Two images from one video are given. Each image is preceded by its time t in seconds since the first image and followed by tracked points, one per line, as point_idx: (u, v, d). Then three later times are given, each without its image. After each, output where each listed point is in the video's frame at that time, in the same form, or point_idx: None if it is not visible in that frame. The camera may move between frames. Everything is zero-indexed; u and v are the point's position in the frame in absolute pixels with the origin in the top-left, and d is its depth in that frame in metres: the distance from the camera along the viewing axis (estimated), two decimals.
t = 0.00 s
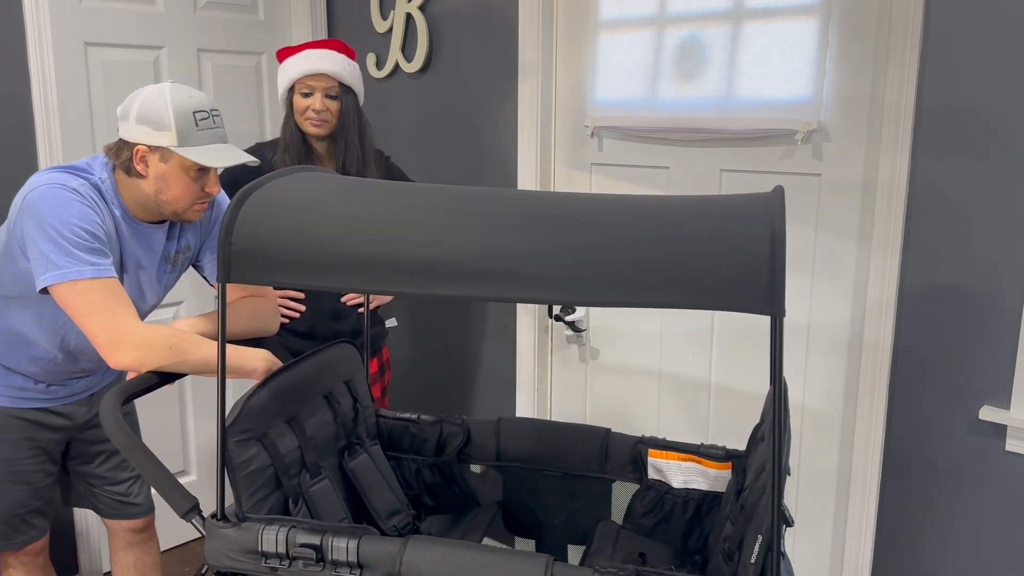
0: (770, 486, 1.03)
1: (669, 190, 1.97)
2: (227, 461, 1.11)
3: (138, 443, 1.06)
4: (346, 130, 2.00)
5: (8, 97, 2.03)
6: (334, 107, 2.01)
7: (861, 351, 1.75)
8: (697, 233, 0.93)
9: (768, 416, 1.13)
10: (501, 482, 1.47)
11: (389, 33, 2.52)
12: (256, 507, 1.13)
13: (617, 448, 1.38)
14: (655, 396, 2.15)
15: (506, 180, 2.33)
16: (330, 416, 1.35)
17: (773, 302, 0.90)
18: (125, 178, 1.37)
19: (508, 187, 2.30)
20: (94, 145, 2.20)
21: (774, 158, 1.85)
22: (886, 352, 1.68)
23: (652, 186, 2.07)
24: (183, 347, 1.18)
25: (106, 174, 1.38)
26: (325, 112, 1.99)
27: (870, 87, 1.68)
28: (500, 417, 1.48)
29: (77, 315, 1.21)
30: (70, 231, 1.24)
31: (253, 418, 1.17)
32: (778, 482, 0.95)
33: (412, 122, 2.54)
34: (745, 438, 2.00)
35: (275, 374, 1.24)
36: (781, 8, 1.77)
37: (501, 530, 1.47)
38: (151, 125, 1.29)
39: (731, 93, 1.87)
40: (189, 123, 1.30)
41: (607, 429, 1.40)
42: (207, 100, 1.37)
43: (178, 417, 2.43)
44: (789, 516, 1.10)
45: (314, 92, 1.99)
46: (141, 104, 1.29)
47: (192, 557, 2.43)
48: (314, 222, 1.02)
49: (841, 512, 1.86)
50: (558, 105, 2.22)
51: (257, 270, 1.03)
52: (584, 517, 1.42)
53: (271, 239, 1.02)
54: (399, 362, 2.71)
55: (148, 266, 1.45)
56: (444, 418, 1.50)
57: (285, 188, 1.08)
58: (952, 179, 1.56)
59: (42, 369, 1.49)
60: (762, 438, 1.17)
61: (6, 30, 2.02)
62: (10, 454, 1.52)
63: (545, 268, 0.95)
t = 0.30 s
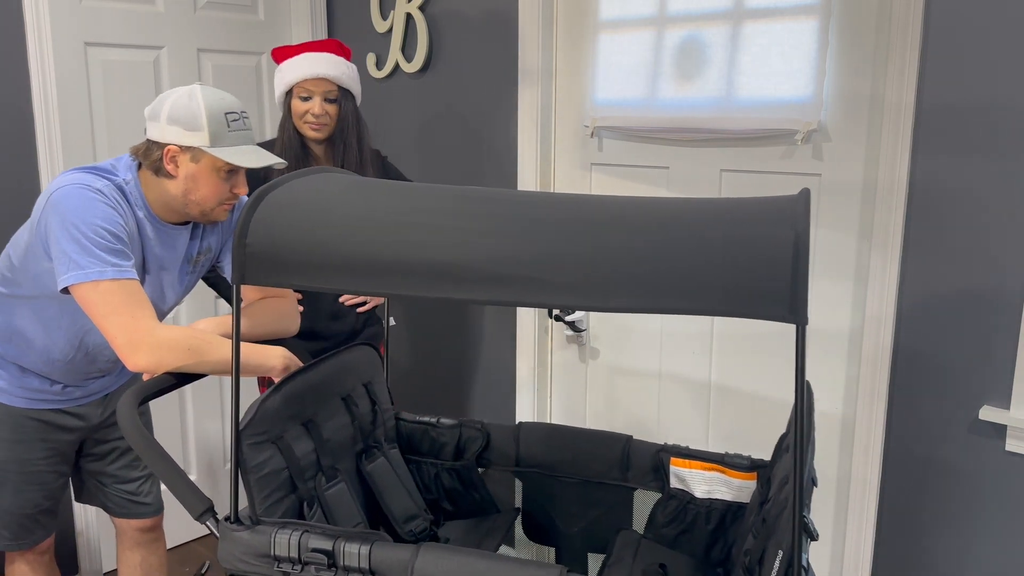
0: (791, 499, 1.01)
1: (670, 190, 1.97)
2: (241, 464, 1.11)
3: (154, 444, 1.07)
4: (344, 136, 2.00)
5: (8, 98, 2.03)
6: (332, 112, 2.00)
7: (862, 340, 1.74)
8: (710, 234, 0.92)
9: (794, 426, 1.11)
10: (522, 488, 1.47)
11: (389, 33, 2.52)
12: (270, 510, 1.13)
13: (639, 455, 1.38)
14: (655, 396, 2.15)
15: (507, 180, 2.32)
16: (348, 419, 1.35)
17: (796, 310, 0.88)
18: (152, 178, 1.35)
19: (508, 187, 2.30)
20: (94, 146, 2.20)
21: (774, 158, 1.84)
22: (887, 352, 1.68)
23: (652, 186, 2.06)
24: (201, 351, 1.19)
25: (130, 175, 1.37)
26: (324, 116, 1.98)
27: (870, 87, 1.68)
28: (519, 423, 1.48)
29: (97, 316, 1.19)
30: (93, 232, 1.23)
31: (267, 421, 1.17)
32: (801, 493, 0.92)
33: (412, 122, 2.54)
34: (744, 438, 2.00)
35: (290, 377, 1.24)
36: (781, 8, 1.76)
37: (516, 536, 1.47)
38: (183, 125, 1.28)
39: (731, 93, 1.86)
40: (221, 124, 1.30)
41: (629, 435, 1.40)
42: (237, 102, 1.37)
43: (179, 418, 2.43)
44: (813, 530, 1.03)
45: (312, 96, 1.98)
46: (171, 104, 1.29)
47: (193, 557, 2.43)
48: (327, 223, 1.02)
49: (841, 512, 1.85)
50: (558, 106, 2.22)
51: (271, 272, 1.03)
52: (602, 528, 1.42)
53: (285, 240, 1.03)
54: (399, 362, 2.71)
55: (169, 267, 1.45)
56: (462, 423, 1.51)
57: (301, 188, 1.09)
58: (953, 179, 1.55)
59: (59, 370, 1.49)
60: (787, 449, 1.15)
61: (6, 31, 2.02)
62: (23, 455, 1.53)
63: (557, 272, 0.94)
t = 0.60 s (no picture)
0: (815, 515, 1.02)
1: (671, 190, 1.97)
2: (256, 466, 1.11)
3: (171, 445, 1.07)
4: (343, 133, 2.00)
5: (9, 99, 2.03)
6: (332, 109, 2.00)
7: (860, 339, 1.73)
8: (723, 236, 0.91)
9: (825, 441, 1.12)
10: (541, 495, 1.48)
11: (389, 33, 2.51)
12: (285, 514, 1.13)
13: (662, 465, 1.37)
14: (654, 396, 2.14)
15: (507, 181, 2.32)
16: (366, 421, 1.35)
17: (821, 318, 0.85)
18: (191, 176, 1.34)
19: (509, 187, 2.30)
20: (94, 145, 2.20)
21: (774, 158, 1.84)
22: (887, 354, 1.67)
23: (653, 186, 2.06)
24: (221, 353, 1.17)
25: (163, 173, 1.37)
26: (325, 115, 1.99)
27: (870, 87, 1.68)
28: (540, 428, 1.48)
29: (120, 313, 1.18)
30: (124, 229, 1.22)
31: (283, 424, 1.16)
32: (823, 509, 0.91)
33: (412, 122, 2.53)
34: (743, 437, 2.00)
35: (307, 379, 1.24)
36: (780, 8, 1.76)
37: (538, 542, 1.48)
38: (225, 123, 1.28)
39: (731, 93, 1.85)
40: (263, 123, 1.31)
41: (652, 444, 1.39)
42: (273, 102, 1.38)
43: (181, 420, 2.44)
44: (840, 546, 1.02)
45: (312, 94, 1.99)
46: (213, 101, 1.29)
47: (194, 557, 2.43)
48: (342, 225, 1.02)
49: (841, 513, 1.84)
50: (559, 105, 2.21)
51: (285, 274, 1.03)
52: (626, 538, 1.41)
53: (300, 242, 1.03)
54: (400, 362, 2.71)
55: (197, 265, 1.45)
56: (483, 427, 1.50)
57: (316, 189, 1.09)
58: (953, 179, 1.55)
59: (82, 370, 1.48)
60: (813, 464, 1.16)
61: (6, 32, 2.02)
62: (40, 456, 1.53)
63: (570, 275, 0.93)
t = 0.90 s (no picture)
0: (832, 527, 1.02)
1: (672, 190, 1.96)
2: (267, 469, 1.11)
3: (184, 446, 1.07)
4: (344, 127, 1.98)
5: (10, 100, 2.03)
6: (332, 104, 2.00)
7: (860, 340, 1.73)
8: (734, 239, 0.90)
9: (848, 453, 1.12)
10: (558, 502, 1.48)
11: (389, 33, 2.51)
12: (295, 517, 1.13)
13: (679, 472, 1.37)
14: (655, 396, 2.14)
15: (506, 181, 2.32)
16: (379, 424, 1.35)
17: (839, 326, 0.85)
18: (218, 178, 1.34)
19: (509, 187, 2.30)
20: (94, 145, 2.19)
21: (774, 158, 1.84)
22: (887, 355, 1.67)
23: (653, 186, 2.06)
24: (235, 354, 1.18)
25: (187, 175, 1.37)
26: (326, 111, 1.98)
27: (870, 88, 1.68)
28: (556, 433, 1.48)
29: (138, 312, 1.17)
30: (148, 228, 1.22)
31: (294, 425, 1.16)
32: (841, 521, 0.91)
33: (412, 122, 2.53)
34: (743, 438, 2.00)
35: (320, 382, 1.24)
36: (781, 7, 1.76)
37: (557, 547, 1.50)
38: (251, 125, 1.27)
39: (731, 93, 1.85)
40: (289, 125, 1.29)
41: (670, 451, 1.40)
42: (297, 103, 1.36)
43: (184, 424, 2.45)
44: (858, 557, 1.01)
45: (315, 90, 1.99)
46: (238, 104, 1.28)
47: (195, 557, 2.42)
48: (354, 227, 1.02)
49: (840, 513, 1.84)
50: (558, 105, 2.21)
51: (296, 275, 1.03)
52: (644, 544, 1.42)
53: (312, 242, 1.02)
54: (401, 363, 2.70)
55: (217, 266, 1.44)
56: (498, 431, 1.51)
57: (328, 190, 1.09)
58: (952, 179, 1.55)
59: (99, 371, 1.47)
60: (832, 478, 1.17)
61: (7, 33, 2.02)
62: (54, 456, 1.53)
63: (582, 278, 0.93)
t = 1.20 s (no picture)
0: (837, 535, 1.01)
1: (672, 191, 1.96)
2: (270, 470, 1.11)
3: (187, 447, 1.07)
4: (349, 128, 1.99)
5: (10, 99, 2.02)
6: (337, 107, 2.00)
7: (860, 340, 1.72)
8: (738, 239, 0.90)
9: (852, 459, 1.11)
10: (562, 504, 1.48)
11: (389, 33, 2.51)
12: (298, 518, 1.13)
13: (684, 475, 1.37)
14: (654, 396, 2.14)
15: (506, 181, 2.32)
16: (384, 425, 1.35)
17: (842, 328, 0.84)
18: (219, 179, 1.33)
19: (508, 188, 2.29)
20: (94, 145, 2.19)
21: (774, 158, 1.84)
22: (887, 354, 1.67)
23: (654, 186, 2.06)
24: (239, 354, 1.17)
25: (190, 175, 1.36)
26: (332, 114, 1.98)
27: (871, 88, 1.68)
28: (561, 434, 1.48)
29: (142, 313, 1.17)
30: (152, 229, 1.22)
31: (297, 427, 1.16)
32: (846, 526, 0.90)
33: (412, 122, 2.53)
34: (744, 438, 2.00)
35: (323, 384, 1.23)
36: (780, 8, 1.76)
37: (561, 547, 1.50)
38: (253, 127, 1.26)
39: (731, 93, 1.85)
40: (291, 128, 1.29)
41: (675, 453, 1.40)
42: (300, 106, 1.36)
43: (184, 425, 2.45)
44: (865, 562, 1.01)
45: (319, 92, 1.98)
46: (242, 107, 1.27)
47: (196, 557, 2.42)
48: (357, 227, 1.02)
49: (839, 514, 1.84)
50: (559, 105, 2.21)
51: (299, 276, 1.03)
52: (649, 547, 1.41)
53: (314, 243, 1.02)
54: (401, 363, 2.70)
55: (220, 266, 1.44)
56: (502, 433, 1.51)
57: (333, 191, 1.08)
58: (952, 180, 1.55)
59: (103, 370, 1.47)
60: (837, 484, 1.16)
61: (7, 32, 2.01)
62: (56, 454, 1.53)
63: (587, 279, 0.93)
